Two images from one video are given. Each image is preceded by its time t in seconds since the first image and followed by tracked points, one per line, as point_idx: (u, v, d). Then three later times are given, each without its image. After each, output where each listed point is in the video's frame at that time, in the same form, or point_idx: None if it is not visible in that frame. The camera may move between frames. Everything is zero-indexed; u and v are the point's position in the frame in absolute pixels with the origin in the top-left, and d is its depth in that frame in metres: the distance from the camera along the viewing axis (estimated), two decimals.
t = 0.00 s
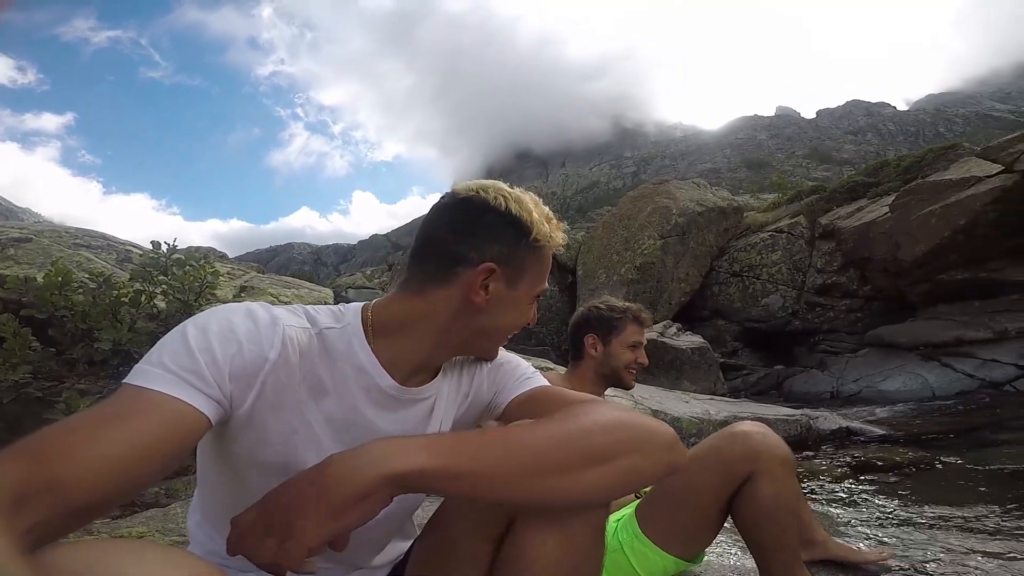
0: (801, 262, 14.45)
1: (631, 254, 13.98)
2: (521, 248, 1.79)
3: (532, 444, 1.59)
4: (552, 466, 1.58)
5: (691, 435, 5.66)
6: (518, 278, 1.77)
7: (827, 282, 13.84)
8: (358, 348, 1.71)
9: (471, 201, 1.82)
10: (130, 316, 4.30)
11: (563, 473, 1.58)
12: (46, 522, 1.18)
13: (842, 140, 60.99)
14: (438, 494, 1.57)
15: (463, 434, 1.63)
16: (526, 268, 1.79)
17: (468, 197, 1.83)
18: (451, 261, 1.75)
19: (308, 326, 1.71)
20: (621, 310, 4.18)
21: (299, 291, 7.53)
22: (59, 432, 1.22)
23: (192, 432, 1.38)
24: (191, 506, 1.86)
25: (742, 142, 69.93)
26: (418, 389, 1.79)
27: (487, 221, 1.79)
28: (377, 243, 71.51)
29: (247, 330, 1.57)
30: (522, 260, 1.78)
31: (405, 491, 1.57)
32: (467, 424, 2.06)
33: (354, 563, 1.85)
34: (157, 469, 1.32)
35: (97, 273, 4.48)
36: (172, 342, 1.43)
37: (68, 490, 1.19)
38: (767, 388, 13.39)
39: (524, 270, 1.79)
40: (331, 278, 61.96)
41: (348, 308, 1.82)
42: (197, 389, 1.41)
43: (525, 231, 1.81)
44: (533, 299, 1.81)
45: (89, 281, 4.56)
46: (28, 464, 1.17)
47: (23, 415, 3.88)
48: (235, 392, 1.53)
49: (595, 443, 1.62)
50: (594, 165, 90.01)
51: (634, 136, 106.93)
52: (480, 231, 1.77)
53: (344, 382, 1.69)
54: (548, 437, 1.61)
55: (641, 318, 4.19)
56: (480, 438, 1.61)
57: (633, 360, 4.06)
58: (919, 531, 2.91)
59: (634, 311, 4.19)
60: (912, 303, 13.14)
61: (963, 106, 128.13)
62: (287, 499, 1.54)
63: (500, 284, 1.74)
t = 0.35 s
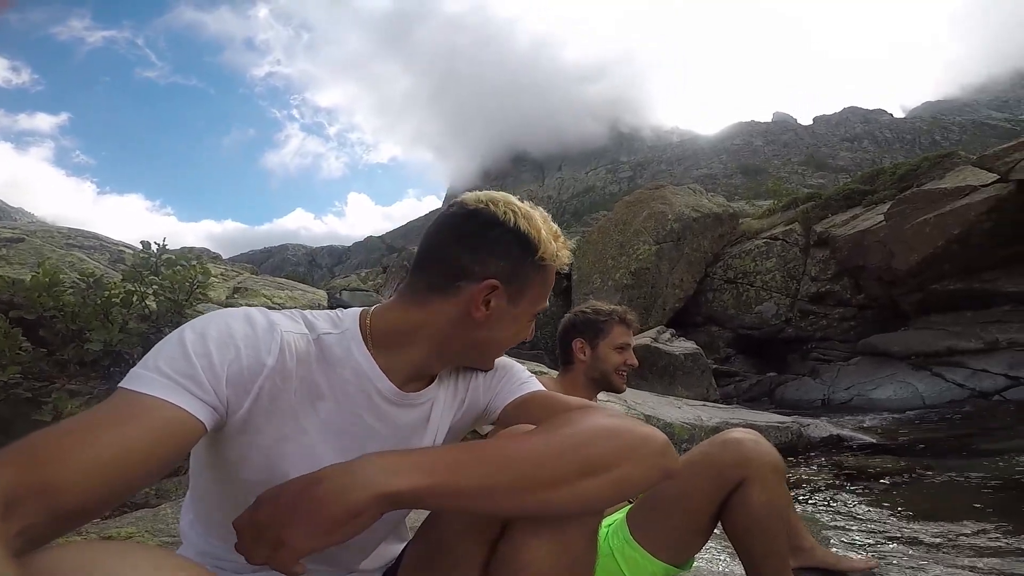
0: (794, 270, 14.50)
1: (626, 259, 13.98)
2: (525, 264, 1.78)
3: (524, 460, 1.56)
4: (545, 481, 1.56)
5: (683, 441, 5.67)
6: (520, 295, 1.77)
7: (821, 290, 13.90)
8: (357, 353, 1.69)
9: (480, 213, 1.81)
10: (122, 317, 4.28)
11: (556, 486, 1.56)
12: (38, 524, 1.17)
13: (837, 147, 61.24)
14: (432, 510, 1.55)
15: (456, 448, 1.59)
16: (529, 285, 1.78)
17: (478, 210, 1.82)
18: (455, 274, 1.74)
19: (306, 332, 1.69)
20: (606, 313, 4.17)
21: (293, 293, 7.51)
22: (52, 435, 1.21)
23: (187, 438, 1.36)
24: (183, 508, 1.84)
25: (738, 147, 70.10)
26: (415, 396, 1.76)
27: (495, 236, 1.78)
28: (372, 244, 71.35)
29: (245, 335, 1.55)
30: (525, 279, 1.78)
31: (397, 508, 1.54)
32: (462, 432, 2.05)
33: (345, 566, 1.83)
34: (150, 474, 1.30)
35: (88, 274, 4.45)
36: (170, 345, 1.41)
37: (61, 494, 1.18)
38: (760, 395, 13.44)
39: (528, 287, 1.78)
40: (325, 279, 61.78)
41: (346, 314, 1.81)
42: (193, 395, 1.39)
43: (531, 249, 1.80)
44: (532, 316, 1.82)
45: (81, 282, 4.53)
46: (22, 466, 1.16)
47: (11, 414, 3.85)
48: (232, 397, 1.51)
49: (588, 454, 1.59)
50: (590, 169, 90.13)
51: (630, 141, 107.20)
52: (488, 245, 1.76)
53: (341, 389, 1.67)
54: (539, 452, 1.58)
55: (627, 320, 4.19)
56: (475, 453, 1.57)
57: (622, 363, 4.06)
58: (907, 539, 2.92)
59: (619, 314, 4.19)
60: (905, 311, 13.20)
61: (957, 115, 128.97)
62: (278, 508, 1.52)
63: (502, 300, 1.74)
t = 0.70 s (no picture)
0: (792, 267, 14.45)
1: (624, 259, 13.95)
2: (518, 260, 1.77)
3: (525, 462, 1.55)
4: (546, 482, 1.55)
5: (683, 440, 5.67)
6: (514, 290, 1.76)
7: (819, 286, 13.91)
8: (353, 357, 1.68)
9: (469, 210, 1.81)
10: (119, 323, 4.28)
11: (556, 487, 1.56)
12: (35, 530, 1.16)
13: (832, 144, 61.28)
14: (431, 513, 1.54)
15: (456, 449, 1.59)
16: (522, 280, 1.77)
17: (468, 207, 1.82)
18: (447, 273, 1.74)
19: (302, 335, 1.68)
20: (596, 310, 4.19)
21: (290, 297, 7.51)
22: (48, 442, 1.20)
23: (184, 443, 1.35)
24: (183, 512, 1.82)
25: (733, 145, 70.14)
26: (411, 399, 1.76)
27: (485, 232, 1.78)
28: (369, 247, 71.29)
29: (240, 340, 1.54)
30: (518, 274, 1.77)
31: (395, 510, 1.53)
32: (461, 434, 2.04)
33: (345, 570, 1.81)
34: (147, 479, 1.29)
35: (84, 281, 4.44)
36: (165, 351, 1.40)
37: (57, 498, 1.17)
38: (759, 393, 13.44)
39: (521, 282, 1.77)
40: (323, 282, 61.69)
41: (342, 318, 1.80)
42: (189, 399, 1.38)
43: (523, 244, 1.80)
44: (528, 313, 1.80)
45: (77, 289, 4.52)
46: (17, 471, 1.15)
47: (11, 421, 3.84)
48: (228, 402, 1.50)
49: (588, 456, 1.58)
50: (586, 169, 90.10)
51: (626, 140, 107.24)
52: (479, 242, 1.76)
53: (339, 392, 1.66)
54: (540, 452, 1.57)
55: (615, 316, 4.20)
56: (475, 454, 1.56)
57: (615, 358, 4.04)
58: (908, 536, 2.92)
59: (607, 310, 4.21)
60: (903, 307, 13.22)
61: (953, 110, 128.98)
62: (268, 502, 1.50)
63: (496, 297, 1.73)
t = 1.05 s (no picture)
0: (792, 261, 14.46)
1: (623, 258, 13.92)
2: (499, 247, 1.78)
3: (526, 469, 1.54)
4: (548, 489, 1.54)
5: (688, 437, 5.65)
6: (498, 277, 1.76)
7: (819, 280, 13.89)
8: (345, 365, 1.69)
9: (446, 203, 1.84)
10: (118, 334, 4.29)
11: (559, 493, 1.54)
12: (26, 542, 1.15)
13: (829, 139, 61.24)
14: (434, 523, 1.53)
15: (457, 457, 1.58)
16: (505, 267, 1.77)
17: (444, 201, 1.84)
18: (429, 268, 1.75)
19: (292, 344, 1.68)
20: (582, 309, 4.21)
21: (289, 304, 7.52)
22: (41, 455, 1.21)
23: (176, 453, 1.35)
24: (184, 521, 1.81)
25: (730, 142, 70.10)
26: (402, 407, 1.76)
27: (464, 223, 1.79)
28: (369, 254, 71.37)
29: (229, 349, 1.53)
30: (500, 260, 1.77)
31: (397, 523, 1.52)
32: (462, 438, 2.05)
33: None
34: (138, 487, 1.28)
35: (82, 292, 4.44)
36: (154, 362, 1.39)
37: (47, 508, 1.16)
38: (763, 390, 13.40)
39: (504, 269, 1.77)
40: (324, 290, 61.75)
41: (332, 325, 1.80)
42: (180, 410, 1.38)
43: (503, 231, 1.80)
44: (518, 300, 1.79)
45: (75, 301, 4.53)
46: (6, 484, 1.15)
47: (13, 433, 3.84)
48: (220, 412, 1.49)
49: (589, 460, 1.57)
50: (584, 170, 90.21)
51: (623, 140, 107.38)
52: (458, 234, 1.78)
53: (333, 400, 1.66)
54: (541, 459, 1.56)
55: (602, 311, 4.19)
56: (475, 463, 1.55)
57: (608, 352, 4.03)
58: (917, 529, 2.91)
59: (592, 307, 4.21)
60: (905, 300, 13.20)
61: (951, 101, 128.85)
62: (266, 517, 1.49)
63: (480, 285, 1.74)
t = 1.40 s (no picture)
0: (796, 257, 14.35)
1: (626, 254, 13.88)
2: (492, 240, 1.76)
3: (525, 473, 1.53)
4: (547, 493, 1.52)
5: (692, 435, 5.65)
6: (491, 271, 1.74)
7: (823, 276, 13.78)
8: (339, 365, 1.68)
9: (436, 196, 1.82)
10: (120, 336, 4.31)
11: (558, 498, 1.53)
12: (28, 550, 1.20)
13: (833, 131, 60.82)
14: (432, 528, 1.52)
15: (454, 463, 1.57)
16: (499, 259, 1.75)
17: (435, 194, 1.83)
18: (421, 262, 1.74)
19: (286, 345, 1.67)
20: (558, 310, 4.26)
21: (291, 304, 7.53)
22: (40, 461, 1.22)
23: (171, 457, 1.34)
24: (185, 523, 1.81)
25: (734, 135, 69.72)
26: (400, 407, 1.75)
27: (455, 216, 1.78)
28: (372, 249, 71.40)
29: (221, 352, 1.52)
30: (493, 252, 1.75)
31: (394, 528, 1.51)
32: (462, 438, 2.05)
33: None
34: (136, 491, 1.29)
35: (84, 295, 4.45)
36: (145, 367, 1.38)
37: (44, 519, 1.19)
38: (767, 386, 13.40)
39: (498, 262, 1.75)
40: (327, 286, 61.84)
41: (326, 326, 1.79)
42: (174, 414, 1.36)
43: (496, 223, 1.78)
44: (514, 293, 1.77)
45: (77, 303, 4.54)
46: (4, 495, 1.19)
47: (18, 435, 3.86)
48: (214, 415, 1.49)
49: (589, 465, 1.55)
50: (587, 163, 89.90)
51: (627, 132, 106.90)
52: (450, 227, 1.77)
53: (329, 402, 1.65)
54: (541, 463, 1.54)
55: (578, 309, 4.25)
56: (474, 467, 1.54)
57: (590, 348, 4.09)
58: (922, 527, 2.91)
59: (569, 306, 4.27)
60: (911, 296, 13.15)
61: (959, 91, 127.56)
62: (257, 520, 1.48)
63: (473, 279, 1.72)
